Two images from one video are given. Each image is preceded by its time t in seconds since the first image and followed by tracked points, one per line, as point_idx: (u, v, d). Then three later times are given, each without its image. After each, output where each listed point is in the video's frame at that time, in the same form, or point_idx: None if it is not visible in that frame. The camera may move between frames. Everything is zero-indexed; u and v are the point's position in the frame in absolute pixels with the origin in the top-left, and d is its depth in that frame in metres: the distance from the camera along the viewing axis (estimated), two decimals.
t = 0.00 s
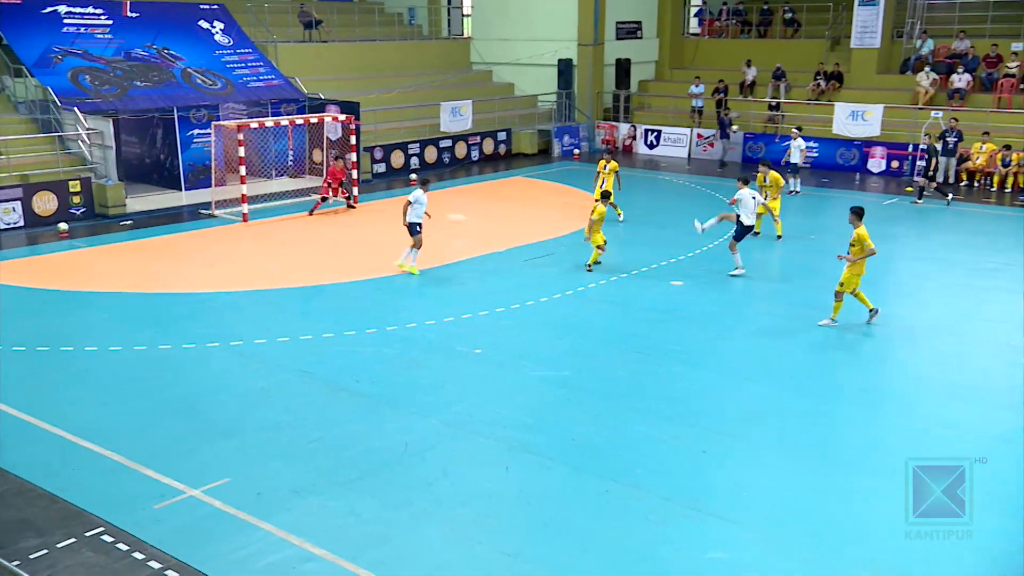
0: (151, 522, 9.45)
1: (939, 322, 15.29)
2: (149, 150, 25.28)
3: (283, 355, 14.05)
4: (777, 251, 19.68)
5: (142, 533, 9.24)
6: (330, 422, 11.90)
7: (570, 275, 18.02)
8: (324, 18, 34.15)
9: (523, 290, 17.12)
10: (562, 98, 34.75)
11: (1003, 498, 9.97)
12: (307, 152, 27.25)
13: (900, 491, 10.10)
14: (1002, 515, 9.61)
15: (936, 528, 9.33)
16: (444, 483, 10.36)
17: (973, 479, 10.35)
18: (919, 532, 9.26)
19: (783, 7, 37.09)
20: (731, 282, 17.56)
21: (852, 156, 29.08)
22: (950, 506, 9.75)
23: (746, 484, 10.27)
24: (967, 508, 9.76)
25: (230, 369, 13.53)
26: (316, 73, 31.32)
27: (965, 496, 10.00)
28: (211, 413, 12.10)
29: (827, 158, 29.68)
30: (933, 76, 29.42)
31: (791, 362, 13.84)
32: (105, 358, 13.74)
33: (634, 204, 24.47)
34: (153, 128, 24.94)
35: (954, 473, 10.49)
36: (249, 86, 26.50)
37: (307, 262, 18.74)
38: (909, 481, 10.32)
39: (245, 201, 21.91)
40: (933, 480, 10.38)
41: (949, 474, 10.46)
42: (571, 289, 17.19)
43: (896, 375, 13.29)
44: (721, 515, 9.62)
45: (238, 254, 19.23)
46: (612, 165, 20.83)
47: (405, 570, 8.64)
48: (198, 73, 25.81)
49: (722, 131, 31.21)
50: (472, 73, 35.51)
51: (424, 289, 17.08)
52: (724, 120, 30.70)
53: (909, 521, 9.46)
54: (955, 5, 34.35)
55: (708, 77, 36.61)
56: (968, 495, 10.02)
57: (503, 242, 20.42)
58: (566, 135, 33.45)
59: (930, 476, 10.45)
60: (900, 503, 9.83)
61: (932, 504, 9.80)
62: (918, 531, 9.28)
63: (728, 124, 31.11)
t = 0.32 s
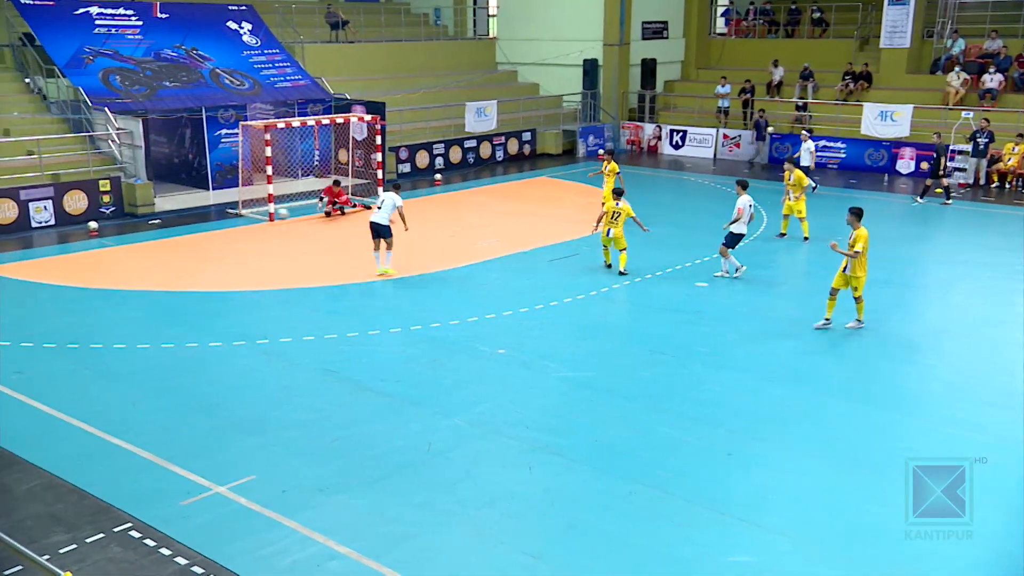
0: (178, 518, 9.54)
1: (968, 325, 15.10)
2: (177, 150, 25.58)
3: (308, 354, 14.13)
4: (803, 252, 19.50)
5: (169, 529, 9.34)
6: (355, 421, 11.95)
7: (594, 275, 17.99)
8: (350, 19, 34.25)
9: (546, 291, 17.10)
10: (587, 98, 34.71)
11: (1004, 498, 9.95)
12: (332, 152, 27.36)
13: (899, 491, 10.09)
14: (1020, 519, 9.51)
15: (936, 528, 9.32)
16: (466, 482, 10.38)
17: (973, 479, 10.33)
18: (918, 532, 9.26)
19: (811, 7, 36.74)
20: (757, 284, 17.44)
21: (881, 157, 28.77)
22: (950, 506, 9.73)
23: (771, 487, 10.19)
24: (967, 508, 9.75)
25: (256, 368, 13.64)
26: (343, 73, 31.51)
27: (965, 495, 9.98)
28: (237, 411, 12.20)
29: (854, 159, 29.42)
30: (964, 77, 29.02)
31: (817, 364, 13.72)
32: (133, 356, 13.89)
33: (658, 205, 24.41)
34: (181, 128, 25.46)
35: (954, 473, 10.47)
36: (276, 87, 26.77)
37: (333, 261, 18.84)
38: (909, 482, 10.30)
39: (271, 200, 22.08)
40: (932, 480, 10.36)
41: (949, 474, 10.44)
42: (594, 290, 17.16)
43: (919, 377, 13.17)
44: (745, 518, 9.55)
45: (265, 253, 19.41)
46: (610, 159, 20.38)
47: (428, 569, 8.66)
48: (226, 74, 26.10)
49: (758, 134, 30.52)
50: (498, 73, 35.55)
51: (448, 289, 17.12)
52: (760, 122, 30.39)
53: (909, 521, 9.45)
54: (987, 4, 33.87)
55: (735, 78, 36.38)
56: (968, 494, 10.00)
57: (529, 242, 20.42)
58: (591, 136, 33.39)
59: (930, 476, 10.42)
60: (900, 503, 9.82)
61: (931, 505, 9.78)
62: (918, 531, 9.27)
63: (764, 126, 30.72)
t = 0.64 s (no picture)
0: (196, 516, 9.60)
1: (986, 327, 14.97)
2: (196, 150, 25.78)
3: (326, 354, 14.19)
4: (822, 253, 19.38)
5: (187, 527, 9.40)
6: (371, 420, 11.99)
7: (611, 276, 17.96)
8: (368, 20, 34.35)
9: (563, 291, 17.09)
10: (604, 98, 34.56)
11: (1004, 498, 9.93)
12: (350, 152, 27.48)
13: (899, 491, 10.07)
14: None
15: (936, 528, 9.31)
16: (481, 482, 10.39)
17: (973, 479, 10.31)
18: (919, 532, 9.24)
19: (831, 7, 36.49)
20: (774, 285, 17.36)
21: (900, 157, 28.50)
22: (950, 506, 9.72)
23: (787, 489, 10.14)
24: (967, 508, 9.73)
25: (274, 367, 13.71)
26: (360, 73, 31.61)
27: (965, 496, 9.96)
28: (254, 410, 12.26)
29: (873, 160, 29.21)
30: (986, 77, 28.66)
31: (834, 366, 13.64)
32: (152, 355, 13.99)
33: (676, 205, 24.34)
34: (200, 129, 25.44)
35: (954, 473, 10.46)
36: (294, 87, 26.91)
37: (350, 261, 18.89)
38: (909, 481, 10.29)
39: (289, 200, 22.18)
40: (931, 480, 10.35)
41: (949, 474, 10.42)
42: (611, 290, 17.15)
43: (933, 379, 13.09)
44: (760, 519, 9.51)
45: (283, 253, 19.49)
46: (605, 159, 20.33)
47: (444, 569, 8.68)
48: (245, 74, 26.30)
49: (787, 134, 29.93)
50: (515, 73, 35.56)
51: (464, 289, 17.14)
52: (786, 122, 29.64)
53: (908, 521, 9.44)
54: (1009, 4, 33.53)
55: (753, 78, 36.23)
56: (968, 494, 9.98)
57: (546, 242, 20.40)
58: (607, 136, 33.37)
59: (930, 476, 10.41)
60: (900, 503, 9.81)
61: (931, 505, 9.77)
62: (918, 531, 9.26)
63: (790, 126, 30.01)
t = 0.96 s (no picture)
0: (203, 515, 9.62)
1: (994, 328, 14.89)
2: (205, 150, 25.80)
3: (334, 353, 14.21)
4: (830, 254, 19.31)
5: (195, 526, 9.43)
6: (378, 420, 12.00)
7: (618, 276, 17.94)
8: (376, 20, 34.36)
9: (570, 291, 17.08)
10: (612, 98, 34.63)
11: (1006, 498, 9.90)
12: (358, 152, 27.54)
13: (900, 491, 10.04)
14: None
15: (936, 528, 9.28)
16: (488, 482, 10.39)
17: (973, 478, 10.28)
18: (918, 532, 9.22)
19: (840, 6, 36.36)
20: (783, 285, 17.31)
21: (910, 157, 28.49)
22: (949, 506, 9.69)
23: (794, 489, 10.12)
24: (967, 508, 9.70)
25: (282, 366, 13.75)
26: (369, 74, 31.63)
27: (965, 495, 9.93)
28: (262, 409, 12.29)
29: (882, 160, 29.17)
30: (996, 76, 28.54)
31: (842, 366, 13.60)
32: (161, 355, 14.04)
33: (684, 205, 24.30)
34: (209, 129, 25.34)
35: (954, 473, 10.41)
36: (303, 87, 26.98)
37: (358, 262, 18.91)
38: (909, 481, 10.27)
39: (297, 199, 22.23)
40: (932, 480, 10.32)
41: (949, 473, 10.39)
42: (618, 290, 17.13)
43: (940, 379, 13.03)
44: (767, 520, 9.48)
45: (292, 253, 19.54)
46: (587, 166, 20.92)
47: (450, 568, 8.68)
48: (254, 74, 26.39)
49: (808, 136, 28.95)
50: (523, 73, 35.53)
51: (472, 289, 17.17)
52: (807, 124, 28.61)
53: (908, 521, 9.42)
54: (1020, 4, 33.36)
55: (762, 78, 36.16)
56: (968, 494, 9.95)
57: (554, 242, 20.40)
58: (616, 136, 33.34)
59: (930, 476, 10.37)
60: (901, 503, 9.78)
61: (931, 505, 9.74)
62: (917, 531, 9.24)
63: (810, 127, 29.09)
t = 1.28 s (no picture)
0: (205, 515, 9.62)
1: (995, 328, 14.86)
2: (206, 150, 25.74)
3: (334, 353, 14.21)
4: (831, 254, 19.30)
5: (196, 526, 9.43)
6: (379, 420, 12.00)
7: (619, 276, 17.94)
8: (377, 20, 34.35)
9: (571, 291, 17.07)
10: (613, 98, 34.64)
11: (1007, 498, 9.89)
12: (359, 152, 27.55)
13: (900, 491, 10.04)
14: None
15: (936, 528, 9.28)
16: (489, 482, 10.39)
17: (974, 478, 10.28)
18: (919, 532, 9.22)
19: (840, 6, 36.32)
20: (785, 286, 17.31)
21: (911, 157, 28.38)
22: (950, 506, 9.69)
23: (795, 489, 10.11)
24: (968, 508, 9.70)
25: (283, 366, 13.75)
26: (369, 74, 31.62)
27: (965, 496, 9.93)
28: (263, 410, 12.29)
29: (883, 160, 29.17)
30: (997, 76, 28.50)
31: (843, 367, 13.59)
32: (162, 354, 14.04)
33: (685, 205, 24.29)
34: (210, 129, 25.32)
35: (954, 473, 10.41)
36: (304, 87, 26.98)
37: (359, 262, 18.91)
38: (909, 481, 10.26)
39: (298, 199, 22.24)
40: (932, 480, 10.32)
41: (950, 474, 10.38)
42: (619, 290, 17.13)
43: (941, 380, 13.02)
44: (768, 520, 9.48)
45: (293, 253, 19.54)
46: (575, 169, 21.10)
47: (451, 569, 8.68)
48: (255, 74, 26.39)
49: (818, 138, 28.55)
50: (524, 73, 35.52)
51: (473, 289, 17.17)
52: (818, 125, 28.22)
53: (908, 521, 9.42)
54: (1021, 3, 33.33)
55: (763, 77, 36.16)
56: (969, 494, 9.95)
57: (554, 242, 20.40)
58: (617, 136, 33.34)
59: (930, 476, 10.37)
60: (901, 503, 9.78)
61: (932, 505, 9.74)
62: (918, 531, 9.23)
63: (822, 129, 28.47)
